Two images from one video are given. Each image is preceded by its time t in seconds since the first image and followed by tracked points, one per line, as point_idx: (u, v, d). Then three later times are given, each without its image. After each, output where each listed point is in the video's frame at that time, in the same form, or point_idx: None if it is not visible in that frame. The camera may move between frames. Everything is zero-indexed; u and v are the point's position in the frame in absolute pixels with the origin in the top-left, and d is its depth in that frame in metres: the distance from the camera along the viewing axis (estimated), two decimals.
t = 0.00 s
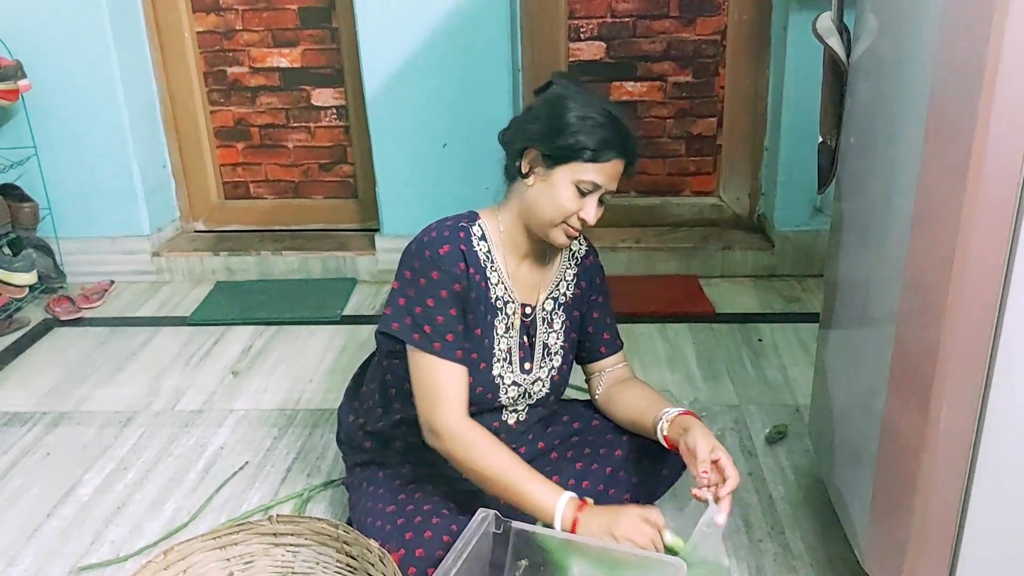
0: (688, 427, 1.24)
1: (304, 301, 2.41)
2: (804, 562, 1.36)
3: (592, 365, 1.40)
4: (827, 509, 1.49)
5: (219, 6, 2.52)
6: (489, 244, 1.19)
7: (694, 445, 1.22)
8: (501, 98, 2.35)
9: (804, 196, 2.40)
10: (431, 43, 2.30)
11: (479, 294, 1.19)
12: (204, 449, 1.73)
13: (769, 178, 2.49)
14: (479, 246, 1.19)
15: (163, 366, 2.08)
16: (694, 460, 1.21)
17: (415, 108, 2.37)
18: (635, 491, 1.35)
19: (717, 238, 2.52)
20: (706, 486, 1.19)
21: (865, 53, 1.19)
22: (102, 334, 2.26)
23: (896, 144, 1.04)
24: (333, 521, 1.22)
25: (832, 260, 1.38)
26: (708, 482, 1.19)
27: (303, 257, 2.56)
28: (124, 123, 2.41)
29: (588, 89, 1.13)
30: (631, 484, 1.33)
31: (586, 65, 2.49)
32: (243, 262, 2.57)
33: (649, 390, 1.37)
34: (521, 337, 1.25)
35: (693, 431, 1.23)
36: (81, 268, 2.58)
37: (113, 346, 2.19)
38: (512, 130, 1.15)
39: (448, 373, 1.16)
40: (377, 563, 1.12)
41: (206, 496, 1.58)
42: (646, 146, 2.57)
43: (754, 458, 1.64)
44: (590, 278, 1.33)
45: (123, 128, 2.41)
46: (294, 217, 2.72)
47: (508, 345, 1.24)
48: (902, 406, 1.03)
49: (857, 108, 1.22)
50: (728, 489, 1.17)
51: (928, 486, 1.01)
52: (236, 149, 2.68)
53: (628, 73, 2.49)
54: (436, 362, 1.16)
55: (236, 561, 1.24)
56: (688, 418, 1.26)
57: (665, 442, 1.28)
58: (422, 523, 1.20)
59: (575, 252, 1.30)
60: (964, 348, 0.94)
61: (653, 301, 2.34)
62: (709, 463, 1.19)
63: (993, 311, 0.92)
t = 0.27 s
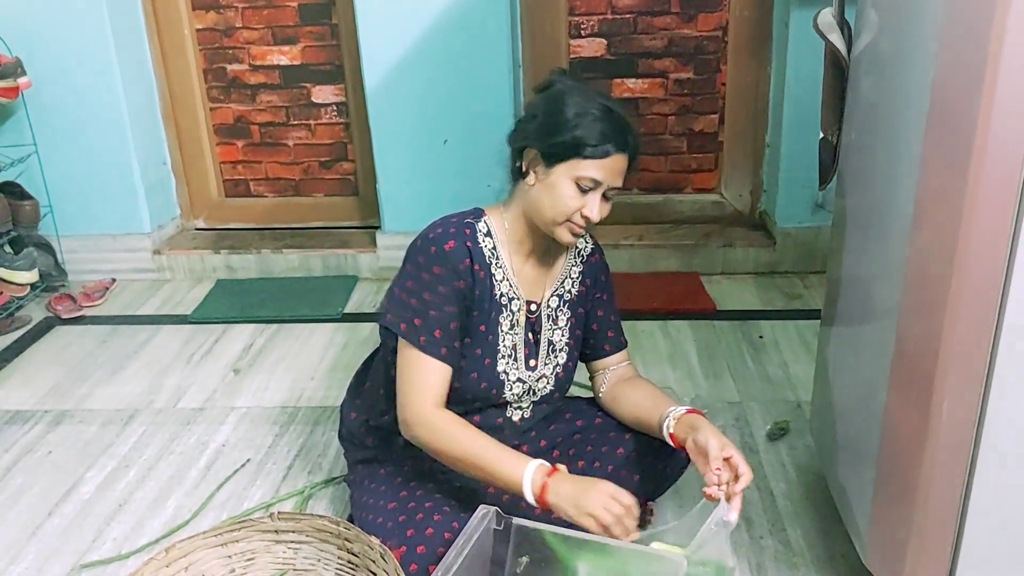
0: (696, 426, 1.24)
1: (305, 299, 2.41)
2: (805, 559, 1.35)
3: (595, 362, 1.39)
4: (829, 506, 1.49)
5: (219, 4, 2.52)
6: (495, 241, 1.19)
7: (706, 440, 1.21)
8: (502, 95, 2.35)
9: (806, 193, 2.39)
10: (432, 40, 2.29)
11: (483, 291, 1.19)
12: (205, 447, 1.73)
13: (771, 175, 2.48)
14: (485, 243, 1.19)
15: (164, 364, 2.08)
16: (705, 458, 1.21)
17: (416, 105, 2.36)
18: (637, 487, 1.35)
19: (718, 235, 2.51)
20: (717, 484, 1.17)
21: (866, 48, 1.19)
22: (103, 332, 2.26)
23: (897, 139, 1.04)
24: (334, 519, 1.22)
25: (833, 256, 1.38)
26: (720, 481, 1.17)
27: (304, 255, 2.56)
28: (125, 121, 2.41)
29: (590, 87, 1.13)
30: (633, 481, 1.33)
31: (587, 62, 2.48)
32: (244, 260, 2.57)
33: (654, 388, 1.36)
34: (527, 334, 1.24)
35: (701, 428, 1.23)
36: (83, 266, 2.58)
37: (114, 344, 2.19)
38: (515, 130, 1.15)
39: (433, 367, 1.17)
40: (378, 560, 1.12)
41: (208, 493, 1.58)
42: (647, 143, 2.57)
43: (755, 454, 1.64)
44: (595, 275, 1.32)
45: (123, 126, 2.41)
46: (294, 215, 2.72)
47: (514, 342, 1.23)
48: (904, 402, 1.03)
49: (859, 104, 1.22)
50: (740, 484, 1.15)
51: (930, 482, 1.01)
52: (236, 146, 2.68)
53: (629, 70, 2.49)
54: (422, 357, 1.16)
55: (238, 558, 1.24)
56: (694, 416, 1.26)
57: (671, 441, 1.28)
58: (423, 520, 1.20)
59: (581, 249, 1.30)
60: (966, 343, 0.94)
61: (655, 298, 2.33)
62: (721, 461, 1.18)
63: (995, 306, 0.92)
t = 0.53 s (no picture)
0: (694, 422, 1.24)
1: (305, 297, 2.41)
2: (805, 555, 1.36)
3: (594, 359, 1.39)
4: (829, 502, 1.49)
5: (218, 2, 2.51)
6: (492, 236, 1.20)
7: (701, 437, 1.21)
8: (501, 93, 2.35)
9: (805, 190, 2.39)
10: (431, 38, 2.29)
11: (479, 285, 1.19)
12: (206, 446, 1.73)
13: (770, 172, 2.48)
14: (482, 237, 1.19)
15: (164, 363, 2.08)
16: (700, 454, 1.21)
17: (416, 103, 2.36)
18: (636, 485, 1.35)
19: (718, 232, 2.51)
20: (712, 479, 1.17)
21: (865, 45, 1.18)
22: (103, 331, 2.27)
23: (896, 135, 1.04)
24: (334, 516, 1.22)
25: (832, 253, 1.38)
26: (714, 475, 1.17)
27: (304, 253, 2.56)
28: (124, 120, 2.41)
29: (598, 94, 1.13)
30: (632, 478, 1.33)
31: (586, 59, 2.48)
32: (244, 258, 2.57)
33: (653, 385, 1.36)
34: (524, 330, 1.25)
35: (697, 424, 1.24)
36: (83, 265, 2.58)
37: (114, 343, 2.20)
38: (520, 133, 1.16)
39: (427, 363, 1.17)
40: (378, 559, 1.12)
41: (208, 491, 1.58)
42: (647, 141, 2.57)
43: (755, 451, 1.64)
44: (594, 273, 1.32)
45: (123, 124, 2.41)
46: (295, 213, 2.72)
47: (511, 337, 1.24)
48: (903, 397, 1.03)
49: (857, 100, 1.22)
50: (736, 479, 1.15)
51: (928, 478, 1.01)
52: (236, 145, 2.68)
53: (628, 68, 2.49)
54: (418, 351, 1.17)
55: (238, 557, 1.24)
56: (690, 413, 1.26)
57: (669, 437, 1.28)
58: (423, 518, 1.20)
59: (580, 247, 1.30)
60: (963, 339, 0.94)
61: (654, 295, 2.33)
62: (715, 456, 1.18)
63: (992, 302, 0.92)
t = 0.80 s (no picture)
0: (696, 421, 1.24)
1: (308, 296, 2.41)
2: (807, 553, 1.35)
3: (596, 357, 1.40)
4: (832, 500, 1.48)
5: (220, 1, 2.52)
6: (494, 235, 1.21)
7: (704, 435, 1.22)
8: (503, 91, 2.35)
9: (807, 187, 2.39)
10: (433, 37, 2.29)
11: (482, 284, 1.19)
12: (208, 445, 1.73)
13: (772, 170, 2.48)
14: (485, 237, 1.20)
15: (167, 362, 2.08)
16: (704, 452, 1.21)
17: (418, 102, 2.36)
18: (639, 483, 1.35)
19: (720, 230, 2.51)
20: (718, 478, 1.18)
21: (866, 43, 1.18)
22: (106, 330, 2.27)
23: (898, 132, 1.04)
24: (337, 515, 1.22)
25: (834, 251, 1.37)
26: (721, 473, 1.19)
27: (306, 252, 2.56)
28: (127, 119, 2.41)
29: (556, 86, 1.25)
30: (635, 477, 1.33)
31: (588, 57, 2.48)
32: (247, 257, 2.57)
33: (654, 383, 1.36)
34: (529, 328, 1.25)
35: (699, 422, 1.24)
36: (86, 264, 2.59)
37: (117, 342, 2.20)
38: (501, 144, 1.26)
39: (433, 364, 1.18)
40: (381, 557, 1.12)
41: (211, 490, 1.59)
42: (649, 139, 2.57)
43: (758, 449, 1.63)
44: (597, 271, 1.33)
45: (125, 123, 2.42)
46: (297, 212, 2.72)
47: (517, 335, 1.23)
48: (906, 395, 1.02)
49: (859, 98, 1.21)
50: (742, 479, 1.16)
51: (931, 475, 1.01)
52: (238, 144, 2.68)
53: (630, 66, 2.49)
54: (423, 353, 1.17)
55: (240, 556, 1.24)
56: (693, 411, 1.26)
57: (671, 435, 1.28)
58: (425, 516, 1.20)
59: (583, 244, 1.30)
60: (966, 336, 0.94)
61: (657, 294, 2.33)
62: (720, 453, 1.19)
63: (996, 299, 0.91)
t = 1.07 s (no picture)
0: (692, 417, 1.24)
1: (309, 294, 2.41)
2: (810, 551, 1.35)
3: (596, 354, 1.39)
4: (834, 497, 1.48)
5: None
6: (489, 230, 1.21)
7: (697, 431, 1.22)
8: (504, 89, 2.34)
9: (809, 184, 2.39)
10: (434, 35, 2.29)
11: (477, 279, 1.19)
12: (210, 444, 1.73)
13: (774, 167, 2.48)
14: (479, 233, 1.20)
15: (168, 361, 2.08)
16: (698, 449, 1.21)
17: (419, 100, 2.36)
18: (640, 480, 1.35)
19: (722, 228, 2.51)
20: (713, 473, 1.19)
21: (868, 39, 1.18)
22: (107, 329, 2.27)
23: (900, 128, 1.03)
24: (338, 513, 1.22)
25: (837, 248, 1.37)
26: (714, 468, 1.19)
27: (308, 250, 2.56)
28: (128, 117, 2.41)
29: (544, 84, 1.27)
30: (637, 474, 1.33)
31: (589, 54, 2.47)
32: (248, 256, 2.57)
33: (654, 380, 1.36)
34: (526, 324, 1.24)
35: (694, 419, 1.23)
36: (87, 264, 2.59)
37: (118, 341, 2.20)
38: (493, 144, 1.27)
39: (427, 361, 1.18)
40: (383, 556, 1.12)
41: (213, 489, 1.58)
42: (650, 136, 2.56)
43: (760, 447, 1.63)
44: (595, 267, 1.33)
45: (125, 122, 2.41)
46: (298, 211, 2.72)
47: (513, 331, 1.23)
48: (908, 392, 1.02)
49: (861, 95, 1.21)
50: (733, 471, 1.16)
51: (934, 473, 1.00)
52: (239, 142, 2.68)
53: (631, 63, 2.48)
54: (417, 350, 1.17)
55: (242, 555, 1.24)
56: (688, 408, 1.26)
57: (669, 432, 1.27)
58: (427, 514, 1.20)
59: (580, 240, 1.30)
60: (968, 332, 0.93)
61: (658, 292, 2.33)
62: (715, 450, 1.19)
63: (998, 294, 0.91)
